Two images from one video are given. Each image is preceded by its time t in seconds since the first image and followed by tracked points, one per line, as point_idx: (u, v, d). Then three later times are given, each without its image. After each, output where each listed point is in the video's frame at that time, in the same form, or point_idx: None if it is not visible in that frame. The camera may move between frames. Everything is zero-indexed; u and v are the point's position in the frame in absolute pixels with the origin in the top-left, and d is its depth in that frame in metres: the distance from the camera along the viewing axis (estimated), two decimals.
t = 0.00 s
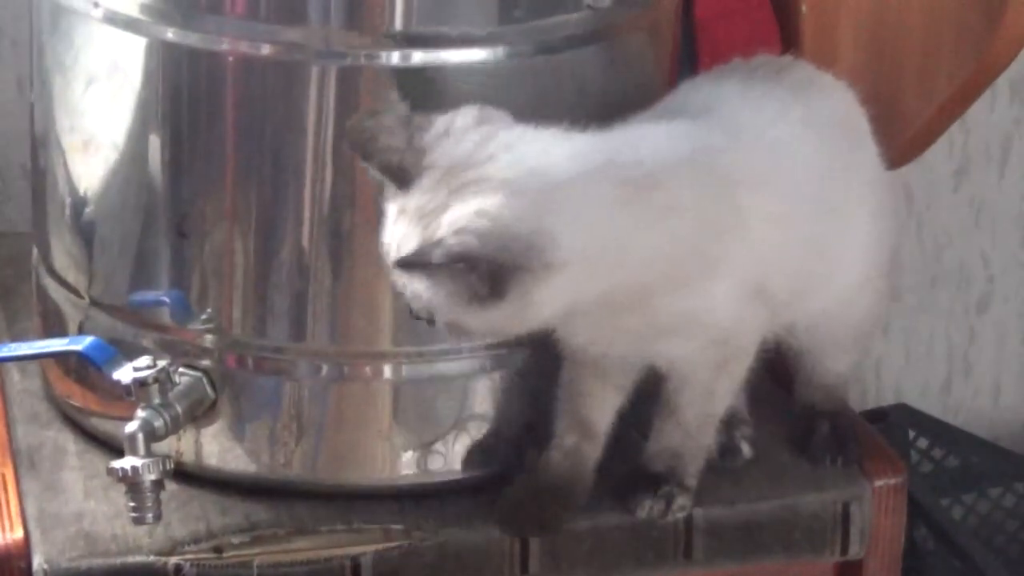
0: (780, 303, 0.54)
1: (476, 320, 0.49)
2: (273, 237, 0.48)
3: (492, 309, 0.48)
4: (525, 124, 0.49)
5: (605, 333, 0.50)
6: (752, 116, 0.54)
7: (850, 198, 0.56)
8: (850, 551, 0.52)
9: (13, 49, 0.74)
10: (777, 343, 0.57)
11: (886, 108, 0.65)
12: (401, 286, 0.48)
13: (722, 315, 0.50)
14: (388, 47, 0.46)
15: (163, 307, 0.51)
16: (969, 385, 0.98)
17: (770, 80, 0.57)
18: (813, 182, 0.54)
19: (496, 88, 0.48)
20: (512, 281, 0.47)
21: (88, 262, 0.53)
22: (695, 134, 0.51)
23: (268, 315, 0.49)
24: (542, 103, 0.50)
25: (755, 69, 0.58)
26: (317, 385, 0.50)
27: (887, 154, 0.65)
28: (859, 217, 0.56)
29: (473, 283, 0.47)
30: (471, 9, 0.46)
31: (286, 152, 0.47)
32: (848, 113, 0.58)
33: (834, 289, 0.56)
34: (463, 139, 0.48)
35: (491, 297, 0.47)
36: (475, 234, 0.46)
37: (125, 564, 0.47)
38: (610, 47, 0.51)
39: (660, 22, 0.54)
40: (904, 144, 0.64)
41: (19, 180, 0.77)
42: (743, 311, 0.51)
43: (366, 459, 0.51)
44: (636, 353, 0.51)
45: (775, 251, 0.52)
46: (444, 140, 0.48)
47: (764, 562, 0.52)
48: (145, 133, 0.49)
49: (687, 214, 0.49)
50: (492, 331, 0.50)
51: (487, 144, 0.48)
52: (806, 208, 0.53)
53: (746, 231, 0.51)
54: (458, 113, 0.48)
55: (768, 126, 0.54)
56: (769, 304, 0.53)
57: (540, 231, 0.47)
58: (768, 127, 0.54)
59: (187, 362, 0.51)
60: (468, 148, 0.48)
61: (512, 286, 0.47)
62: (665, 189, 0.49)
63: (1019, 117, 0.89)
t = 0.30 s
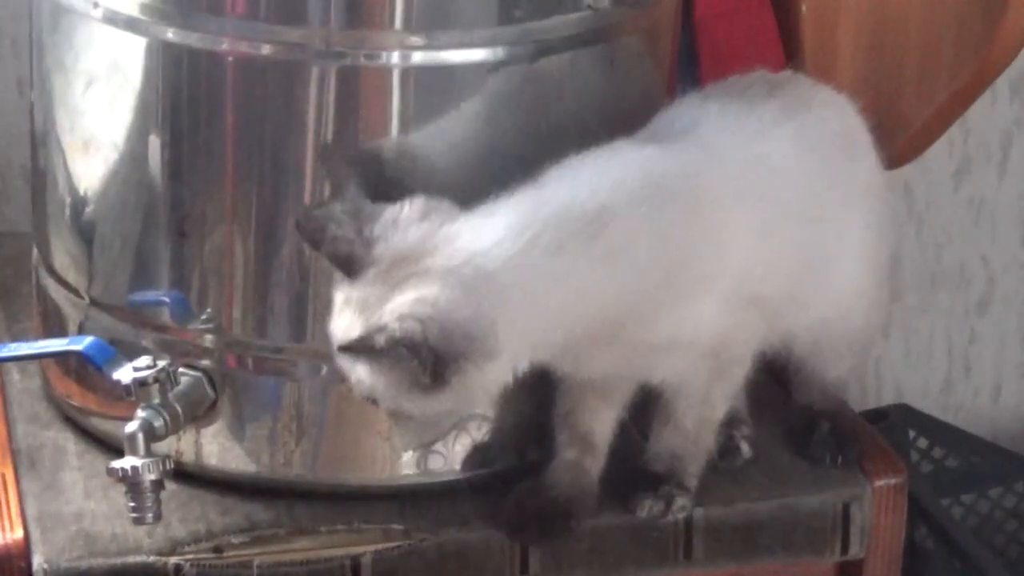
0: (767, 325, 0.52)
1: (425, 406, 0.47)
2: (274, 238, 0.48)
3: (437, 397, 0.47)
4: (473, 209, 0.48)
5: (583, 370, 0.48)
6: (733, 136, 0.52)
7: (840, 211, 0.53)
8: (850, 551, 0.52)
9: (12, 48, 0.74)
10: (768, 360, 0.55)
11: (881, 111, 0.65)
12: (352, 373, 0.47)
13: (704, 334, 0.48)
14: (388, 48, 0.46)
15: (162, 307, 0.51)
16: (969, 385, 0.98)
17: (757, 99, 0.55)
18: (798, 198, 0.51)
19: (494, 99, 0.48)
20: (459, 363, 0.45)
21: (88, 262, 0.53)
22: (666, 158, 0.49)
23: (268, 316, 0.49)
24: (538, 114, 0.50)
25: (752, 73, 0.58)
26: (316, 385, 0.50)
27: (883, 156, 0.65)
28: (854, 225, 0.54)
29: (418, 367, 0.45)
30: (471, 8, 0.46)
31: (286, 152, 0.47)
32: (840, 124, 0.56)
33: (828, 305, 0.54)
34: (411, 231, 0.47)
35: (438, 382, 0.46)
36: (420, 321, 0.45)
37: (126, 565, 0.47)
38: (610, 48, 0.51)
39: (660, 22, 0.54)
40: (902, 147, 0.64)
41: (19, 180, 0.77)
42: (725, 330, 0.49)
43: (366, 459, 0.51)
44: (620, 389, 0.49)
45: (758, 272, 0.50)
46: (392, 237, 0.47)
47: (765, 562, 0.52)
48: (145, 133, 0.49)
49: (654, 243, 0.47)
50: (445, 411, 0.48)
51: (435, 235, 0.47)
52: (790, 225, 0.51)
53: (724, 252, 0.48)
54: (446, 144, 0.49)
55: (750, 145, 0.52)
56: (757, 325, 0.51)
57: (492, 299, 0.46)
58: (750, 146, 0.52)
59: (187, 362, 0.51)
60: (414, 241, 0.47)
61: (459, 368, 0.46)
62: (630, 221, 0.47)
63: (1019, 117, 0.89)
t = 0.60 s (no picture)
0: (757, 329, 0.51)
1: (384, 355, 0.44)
2: (274, 237, 0.49)
3: (399, 349, 0.44)
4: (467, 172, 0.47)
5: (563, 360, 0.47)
6: (724, 139, 0.51)
7: (832, 217, 0.53)
8: (851, 550, 0.52)
9: (12, 47, 0.74)
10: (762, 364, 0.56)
11: (880, 112, 0.65)
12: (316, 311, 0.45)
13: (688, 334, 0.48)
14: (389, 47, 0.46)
15: (163, 306, 0.51)
16: (970, 384, 0.98)
17: (748, 104, 0.54)
18: (788, 203, 0.50)
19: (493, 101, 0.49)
20: (424, 316, 0.43)
21: (89, 260, 0.53)
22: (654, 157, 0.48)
23: (269, 314, 0.50)
24: (534, 117, 0.50)
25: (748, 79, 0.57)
26: (317, 384, 0.50)
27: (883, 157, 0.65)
28: (844, 231, 0.53)
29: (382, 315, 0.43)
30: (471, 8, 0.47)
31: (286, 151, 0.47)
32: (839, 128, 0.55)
33: (815, 309, 0.54)
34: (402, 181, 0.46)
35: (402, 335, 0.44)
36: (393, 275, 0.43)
37: (127, 563, 0.47)
38: (610, 48, 0.51)
39: (661, 22, 0.54)
40: (902, 147, 0.64)
41: (19, 179, 0.77)
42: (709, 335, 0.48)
43: (366, 458, 0.51)
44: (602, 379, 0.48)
45: (746, 276, 0.49)
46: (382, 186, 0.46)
47: (765, 562, 0.52)
48: (146, 132, 0.49)
49: (640, 241, 0.46)
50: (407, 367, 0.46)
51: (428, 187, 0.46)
52: (779, 231, 0.50)
53: (712, 255, 0.47)
54: (444, 139, 0.49)
55: (742, 147, 0.51)
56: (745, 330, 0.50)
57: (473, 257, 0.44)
58: (741, 148, 0.51)
59: (187, 361, 0.51)
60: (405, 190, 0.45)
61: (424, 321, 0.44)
62: (616, 213, 0.45)
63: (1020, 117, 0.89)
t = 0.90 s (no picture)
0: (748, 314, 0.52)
1: (381, 240, 0.45)
2: (273, 241, 0.48)
3: (392, 234, 0.44)
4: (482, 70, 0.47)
5: (551, 312, 0.48)
6: (730, 125, 0.52)
7: (829, 218, 0.53)
8: (851, 554, 0.52)
9: (13, 49, 0.74)
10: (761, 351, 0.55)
11: (880, 113, 0.65)
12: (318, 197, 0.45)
13: (675, 315, 0.48)
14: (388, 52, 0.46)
15: (163, 311, 0.51)
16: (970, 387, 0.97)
17: (755, 99, 0.55)
18: (787, 196, 0.51)
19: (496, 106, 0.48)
20: (422, 204, 0.44)
21: (89, 264, 0.53)
22: (661, 131, 0.49)
23: (268, 318, 0.49)
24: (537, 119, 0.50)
25: (750, 82, 0.58)
26: (317, 388, 0.50)
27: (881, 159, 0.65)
28: (843, 236, 0.54)
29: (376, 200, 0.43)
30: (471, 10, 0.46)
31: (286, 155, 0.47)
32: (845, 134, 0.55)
33: (809, 305, 0.54)
34: (417, 69, 0.46)
35: (399, 221, 0.44)
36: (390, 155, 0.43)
37: (125, 569, 0.47)
38: (608, 53, 0.51)
39: (661, 25, 0.54)
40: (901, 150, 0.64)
41: (19, 182, 0.77)
42: (700, 320, 0.49)
43: (367, 463, 0.51)
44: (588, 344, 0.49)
45: (736, 261, 0.50)
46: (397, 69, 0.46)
47: (765, 566, 0.51)
48: (146, 136, 0.49)
49: (640, 210, 0.47)
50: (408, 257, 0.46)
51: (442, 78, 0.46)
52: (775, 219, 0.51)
53: (706, 239, 0.48)
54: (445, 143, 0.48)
55: (747, 133, 0.52)
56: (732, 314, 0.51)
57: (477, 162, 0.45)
58: (747, 135, 0.52)
59: (187, 366, 0.51)
60: (417, 81, 0.46)
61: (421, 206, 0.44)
62: (621, 173, 0.47)
63: (1021, 119, 0.88)
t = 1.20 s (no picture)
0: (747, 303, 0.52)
1: (409, 184, 0.43)
2: (274, 232, 0.48)
3: (418, 179, 0.42)
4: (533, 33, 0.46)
5: (553, 283, 0.48)
6: (741, 110, 0.52)
7: (834, 215, 0.53)
8: (852, 548, 0.51)
9: (13, 42, 0.74)
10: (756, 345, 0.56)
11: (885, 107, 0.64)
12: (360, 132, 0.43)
13: (670, 299, 0.48)
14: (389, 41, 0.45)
15: (165, 302, 0.51)
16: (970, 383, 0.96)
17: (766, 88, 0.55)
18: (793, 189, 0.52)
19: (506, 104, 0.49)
20: (454, 151, 0.42)
21: (90, 256, 0.53)
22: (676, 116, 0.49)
23: (270, 309, 0.49)
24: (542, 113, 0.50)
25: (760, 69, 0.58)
26: (319, 379, 0.50)
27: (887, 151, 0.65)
28: (847, 234, 0.54)
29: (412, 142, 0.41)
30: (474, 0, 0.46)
31: (288, 147, 0.47)
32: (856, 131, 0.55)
33: (809, 296, 0.54)
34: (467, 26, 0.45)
35: (428, 167, 0.42)
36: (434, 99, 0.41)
37: (127, 562, 0.47)
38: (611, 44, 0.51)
39: (662, 19, 0.54)
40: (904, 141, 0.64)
41: (21, 177, 0.77)
42: (699, 308, 0.49)
43: (367, 455, 0.51)
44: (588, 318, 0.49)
45: (736, 252, 0.50)
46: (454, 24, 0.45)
47: (767, 560, 0.51)
48: (148, 128, 0.49)
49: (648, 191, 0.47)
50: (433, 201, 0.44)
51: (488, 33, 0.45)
52: (778, 212, 0.51)
53: (709, 229, 0.48)
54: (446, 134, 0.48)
55: (761, 122, 0.52)
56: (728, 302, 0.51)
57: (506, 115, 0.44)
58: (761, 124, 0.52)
59: (188, 358, 0.51)
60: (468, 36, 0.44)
61: (454, 153, 0.42)
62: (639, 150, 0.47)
63: (1021, 112, 0.88)
